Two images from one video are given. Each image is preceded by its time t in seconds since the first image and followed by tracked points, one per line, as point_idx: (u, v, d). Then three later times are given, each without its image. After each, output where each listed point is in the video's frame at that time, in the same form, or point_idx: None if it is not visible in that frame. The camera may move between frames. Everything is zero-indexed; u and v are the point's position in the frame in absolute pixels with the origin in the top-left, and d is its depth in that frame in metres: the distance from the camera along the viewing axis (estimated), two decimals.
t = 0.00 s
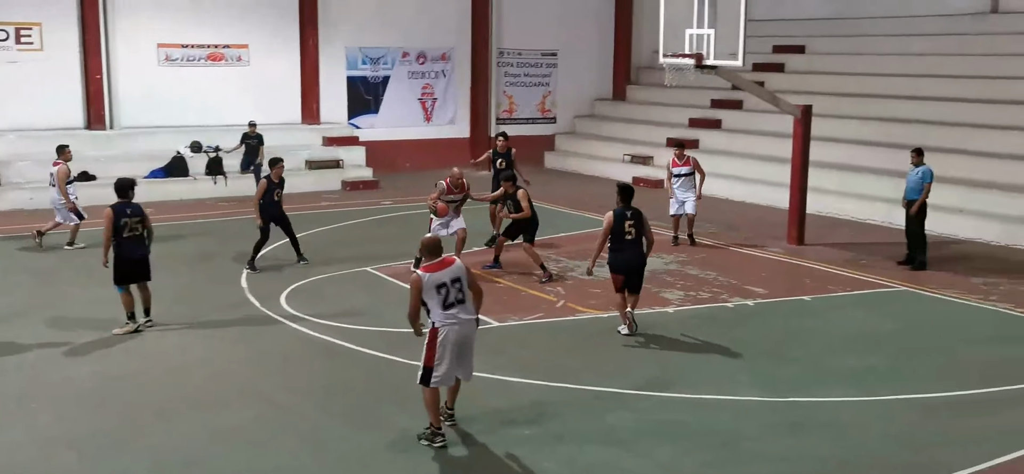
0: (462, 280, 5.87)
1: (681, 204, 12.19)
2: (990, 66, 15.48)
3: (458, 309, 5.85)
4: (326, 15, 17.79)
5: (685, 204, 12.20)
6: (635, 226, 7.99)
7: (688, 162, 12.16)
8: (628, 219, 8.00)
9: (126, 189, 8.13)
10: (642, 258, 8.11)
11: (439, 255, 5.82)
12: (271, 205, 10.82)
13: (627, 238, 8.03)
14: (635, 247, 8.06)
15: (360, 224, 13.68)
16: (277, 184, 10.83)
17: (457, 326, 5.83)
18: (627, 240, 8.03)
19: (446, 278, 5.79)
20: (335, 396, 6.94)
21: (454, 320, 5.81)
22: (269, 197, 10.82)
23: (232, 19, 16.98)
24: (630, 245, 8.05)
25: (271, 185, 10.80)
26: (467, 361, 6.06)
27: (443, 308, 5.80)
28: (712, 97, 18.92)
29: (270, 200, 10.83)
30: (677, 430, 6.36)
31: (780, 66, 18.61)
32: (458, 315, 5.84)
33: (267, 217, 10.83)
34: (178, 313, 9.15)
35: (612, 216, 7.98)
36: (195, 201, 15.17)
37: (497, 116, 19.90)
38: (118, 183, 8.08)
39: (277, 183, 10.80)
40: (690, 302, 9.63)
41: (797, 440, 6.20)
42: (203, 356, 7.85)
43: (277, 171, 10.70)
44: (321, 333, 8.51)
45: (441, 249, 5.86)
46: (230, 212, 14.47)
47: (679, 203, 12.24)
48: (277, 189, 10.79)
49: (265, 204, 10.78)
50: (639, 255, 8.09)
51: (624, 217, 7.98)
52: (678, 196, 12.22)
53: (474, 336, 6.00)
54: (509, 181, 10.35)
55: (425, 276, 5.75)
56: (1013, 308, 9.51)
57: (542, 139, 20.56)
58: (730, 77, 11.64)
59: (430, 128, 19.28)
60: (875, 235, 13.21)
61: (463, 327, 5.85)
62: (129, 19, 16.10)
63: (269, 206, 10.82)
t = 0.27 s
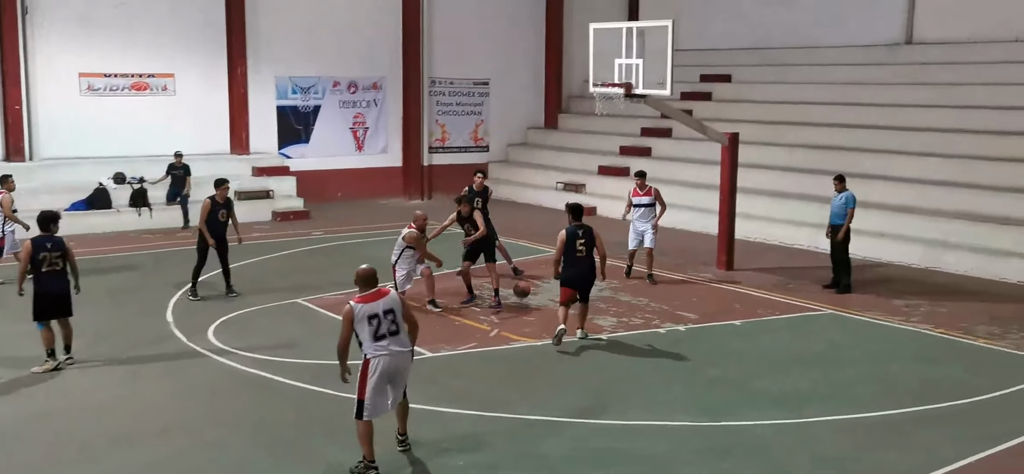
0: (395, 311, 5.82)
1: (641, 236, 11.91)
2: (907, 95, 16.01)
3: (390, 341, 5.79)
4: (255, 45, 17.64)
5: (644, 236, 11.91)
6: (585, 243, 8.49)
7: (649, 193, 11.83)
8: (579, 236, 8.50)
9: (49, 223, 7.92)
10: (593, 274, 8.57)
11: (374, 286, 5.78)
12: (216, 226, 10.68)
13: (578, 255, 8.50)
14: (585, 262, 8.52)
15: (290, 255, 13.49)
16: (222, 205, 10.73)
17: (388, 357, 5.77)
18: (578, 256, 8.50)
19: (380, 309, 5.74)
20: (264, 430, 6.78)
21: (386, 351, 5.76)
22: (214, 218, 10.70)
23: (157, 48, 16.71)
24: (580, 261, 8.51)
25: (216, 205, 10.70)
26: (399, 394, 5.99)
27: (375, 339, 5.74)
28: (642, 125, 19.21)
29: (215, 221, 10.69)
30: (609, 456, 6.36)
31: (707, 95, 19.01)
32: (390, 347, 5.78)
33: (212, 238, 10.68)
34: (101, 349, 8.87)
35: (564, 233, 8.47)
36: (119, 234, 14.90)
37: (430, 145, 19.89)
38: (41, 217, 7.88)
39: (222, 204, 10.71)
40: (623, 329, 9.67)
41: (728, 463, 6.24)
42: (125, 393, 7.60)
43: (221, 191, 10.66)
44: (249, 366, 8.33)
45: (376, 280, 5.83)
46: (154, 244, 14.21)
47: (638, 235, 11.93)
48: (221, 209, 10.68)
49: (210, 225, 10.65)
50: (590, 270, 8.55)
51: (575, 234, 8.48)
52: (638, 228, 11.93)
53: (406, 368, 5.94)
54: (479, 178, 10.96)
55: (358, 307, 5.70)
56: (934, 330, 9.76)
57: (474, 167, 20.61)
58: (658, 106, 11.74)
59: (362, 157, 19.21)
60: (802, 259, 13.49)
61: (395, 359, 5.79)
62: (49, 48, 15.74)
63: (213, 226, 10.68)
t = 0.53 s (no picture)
0: (370, 325, 5.88)
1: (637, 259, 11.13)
2: (865, 109, 16.26)
3: (362, 353, 5.86)
4: (215, 63, 17.50)
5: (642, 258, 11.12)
6: (563, 248, 9.07)
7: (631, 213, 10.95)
8: (557, 242, 9.08)
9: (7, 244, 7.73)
10: (572, 277, 9.14)
11: (354, 297, 5.86)
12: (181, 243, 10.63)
13: (557, 260, 9.08)
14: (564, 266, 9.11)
15: (254, 274, 13.36)
16: (186, 222, 10.69)
17: (358, 369, 5.84)
18: (557, 261, 9.08)
19: (353, 322, 5.82)
20: (229, 452, 6.69)
21: (356, 363, 5.83)
22: (178, 236, 10.65)
23: (116, 67, 16.53)
24: (559, 266, 9.09)
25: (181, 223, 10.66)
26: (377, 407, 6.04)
27: (346, 350, 5.83)
28: (606, 140, 19.31)
29: (180, 239, 10.65)
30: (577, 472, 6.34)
31: (670, 110, 19.16)
32: (361, 358, 5.86)
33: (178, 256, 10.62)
34: (61, 373, 8.72)
35: (544, 239, 9.08)
36: (78, 255, 14.65)
37: (394, 162, 19.85)
38: None
39: (185, 221, 10.66)
40: (589, 344, 9.67)
41: None
42: (84, 417, 7.45)
43: (186, 209, 10.62)
44: (211, 388, 8.21)
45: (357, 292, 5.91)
46: (115, 265, 13.99)
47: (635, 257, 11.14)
48: (184, 226, 10.63)
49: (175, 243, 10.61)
50: (570, 273, 9.13)
51: (554, 239, 9.08)
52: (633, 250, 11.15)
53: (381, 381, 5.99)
54: (496, 191, 11.76)
55: (333, 318, 5.81)
56: (895, 340, 9.89)
57: (439, 184, 20.59)
58: (622, 122, 11.80)
59: (325, 176, 19.12)
60: (765, 272, 13.62)
61: (366, 371, 5.86)
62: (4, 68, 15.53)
63: (178, 245, 10.64)
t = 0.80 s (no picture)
0: (348, 328, 5.93)
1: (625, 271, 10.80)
2: (837, 113, 16.42)
3: (339, 355, 5.91)
4: (189, 72, 17.40)
5: (631, 271, 10.76)
6: (555, 254, 9.61)
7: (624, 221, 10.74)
8: (551, 248, 9.63)
9: None
10: (566, 280, 9.69)
11: (334, 300, 5.95)
12: (155, 255, 10.66)
13: (550, 264, 9.66)
14: (559, 270, 9.66)
15: (230, 285, 13.26)
16: (160, 233, 10.65)
17: (334, 370, 5.90)
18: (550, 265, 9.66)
19: (330, 324, 5.89)
20: (208, 464, 6.63)
21: (332, 365, 5.90)
22: (153, 246, 10.65)
23: (88, 77, 16.40)
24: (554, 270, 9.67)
25: (157, 234, 10.64)
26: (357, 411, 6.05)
27: (323, 351, 5.91)
28: (582, 146, 19.37)
29: (154, 251, 10.66)
30: None
31: (645, 116, 19.24)
32: (337, 360, 5.91)
33: (152, 267, 10.70)
34: (36, 387, 8.61)
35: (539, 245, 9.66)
36: (50, 268, 14.47)
37: (370, 171, 19.80)
38: None
39: (159, 232, 10.61)
40: (568, 350, 9.68)
41: None
42: (58, 431, 7.36)
43: (159, 221, 10.54)
44: (188, 400, 8.14)
45: (339, 295, 5.99)
46: (89, 278, 13.81)
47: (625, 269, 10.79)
48: (157, 238, 10.61)
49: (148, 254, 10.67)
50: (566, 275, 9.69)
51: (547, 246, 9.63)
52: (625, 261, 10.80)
53: (360, 384, 6.01)
54: (520, 203, 10.95)
55: (311, 320, 5.90)
56: (870, 341, 9.98)
57: (415, 192, 20.56)
58: (598, 128, 11.84)
59: (301, 185, 19.04)
60: (742, 275, 13.71)
61: (342, 373, 5.91)
62: None
63: (153, 256, 10.67)
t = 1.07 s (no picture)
0: (341, 337, 6.01)
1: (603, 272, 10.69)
2: (819, 113, 16.50)
3: (331, 363, 6.01)
4: (171, 77, 17.31)
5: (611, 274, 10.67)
6: (551, 255, 10.04)
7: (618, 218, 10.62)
8: (548, 248, 10.08)
9: None
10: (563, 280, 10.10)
11: (334, 309, 6.04)
12: (145, 260, 10.64)
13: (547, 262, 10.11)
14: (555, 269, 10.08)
15: (213, 291, 13.19)
16: (151, 237, 10.64)
17: (323, 376, 6.01)
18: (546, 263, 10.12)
19: (324, 333, 5.97)
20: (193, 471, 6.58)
21: (324, 373, 6.00)
22: (145, 250, 10.64)
23: (68, 83, 16.29)
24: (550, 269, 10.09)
25: (148, 238, 10.64)
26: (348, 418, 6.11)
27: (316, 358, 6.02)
28: (565, 149, 19.40)
29: (146, 255, 10.65)
30: None
31: (628, 118, 19.29)
32: (327, 367, 6.01)
33: (142, 272, 10.67)
34: (18, 396, 8.53)
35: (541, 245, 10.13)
36: (31, 277, 14.33)
37: (354, 175, 19.76)
38: None
39: (151, 236, 10.62)
40: (554, 352, 9.67)
41: None
42: (41, 441, 7.28)
43: (151, 224, 10.56)
44: (172, 408, 8.07)
45: (336, 303, 6.06)
46: (71, 286, 13.69)
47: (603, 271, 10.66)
48: (148, 242, 10.61)
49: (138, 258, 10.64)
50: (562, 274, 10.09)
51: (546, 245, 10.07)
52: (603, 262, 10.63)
53: (350, 391, 6.09)
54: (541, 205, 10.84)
55: (307, 327, 6.00)
56: (854, 340, 10.02)
57: (399, 196, 20.51)
58: (582, 130, 11.85)
59: (285, 190, 18.96)
60: (727, 276, 13.75)
61: (333, 381, 6.00)
62: None
63: (143, 261, 10.65)
